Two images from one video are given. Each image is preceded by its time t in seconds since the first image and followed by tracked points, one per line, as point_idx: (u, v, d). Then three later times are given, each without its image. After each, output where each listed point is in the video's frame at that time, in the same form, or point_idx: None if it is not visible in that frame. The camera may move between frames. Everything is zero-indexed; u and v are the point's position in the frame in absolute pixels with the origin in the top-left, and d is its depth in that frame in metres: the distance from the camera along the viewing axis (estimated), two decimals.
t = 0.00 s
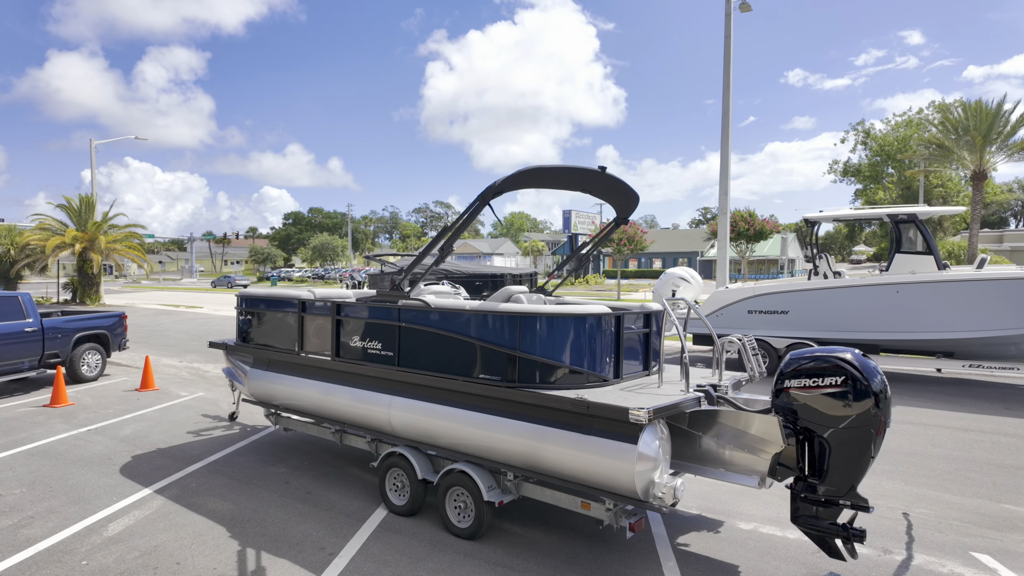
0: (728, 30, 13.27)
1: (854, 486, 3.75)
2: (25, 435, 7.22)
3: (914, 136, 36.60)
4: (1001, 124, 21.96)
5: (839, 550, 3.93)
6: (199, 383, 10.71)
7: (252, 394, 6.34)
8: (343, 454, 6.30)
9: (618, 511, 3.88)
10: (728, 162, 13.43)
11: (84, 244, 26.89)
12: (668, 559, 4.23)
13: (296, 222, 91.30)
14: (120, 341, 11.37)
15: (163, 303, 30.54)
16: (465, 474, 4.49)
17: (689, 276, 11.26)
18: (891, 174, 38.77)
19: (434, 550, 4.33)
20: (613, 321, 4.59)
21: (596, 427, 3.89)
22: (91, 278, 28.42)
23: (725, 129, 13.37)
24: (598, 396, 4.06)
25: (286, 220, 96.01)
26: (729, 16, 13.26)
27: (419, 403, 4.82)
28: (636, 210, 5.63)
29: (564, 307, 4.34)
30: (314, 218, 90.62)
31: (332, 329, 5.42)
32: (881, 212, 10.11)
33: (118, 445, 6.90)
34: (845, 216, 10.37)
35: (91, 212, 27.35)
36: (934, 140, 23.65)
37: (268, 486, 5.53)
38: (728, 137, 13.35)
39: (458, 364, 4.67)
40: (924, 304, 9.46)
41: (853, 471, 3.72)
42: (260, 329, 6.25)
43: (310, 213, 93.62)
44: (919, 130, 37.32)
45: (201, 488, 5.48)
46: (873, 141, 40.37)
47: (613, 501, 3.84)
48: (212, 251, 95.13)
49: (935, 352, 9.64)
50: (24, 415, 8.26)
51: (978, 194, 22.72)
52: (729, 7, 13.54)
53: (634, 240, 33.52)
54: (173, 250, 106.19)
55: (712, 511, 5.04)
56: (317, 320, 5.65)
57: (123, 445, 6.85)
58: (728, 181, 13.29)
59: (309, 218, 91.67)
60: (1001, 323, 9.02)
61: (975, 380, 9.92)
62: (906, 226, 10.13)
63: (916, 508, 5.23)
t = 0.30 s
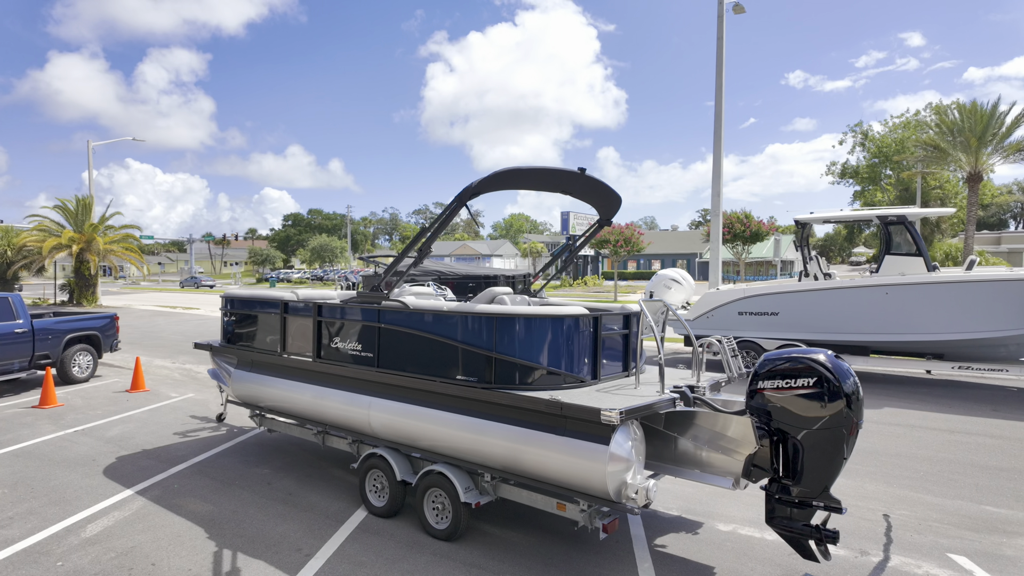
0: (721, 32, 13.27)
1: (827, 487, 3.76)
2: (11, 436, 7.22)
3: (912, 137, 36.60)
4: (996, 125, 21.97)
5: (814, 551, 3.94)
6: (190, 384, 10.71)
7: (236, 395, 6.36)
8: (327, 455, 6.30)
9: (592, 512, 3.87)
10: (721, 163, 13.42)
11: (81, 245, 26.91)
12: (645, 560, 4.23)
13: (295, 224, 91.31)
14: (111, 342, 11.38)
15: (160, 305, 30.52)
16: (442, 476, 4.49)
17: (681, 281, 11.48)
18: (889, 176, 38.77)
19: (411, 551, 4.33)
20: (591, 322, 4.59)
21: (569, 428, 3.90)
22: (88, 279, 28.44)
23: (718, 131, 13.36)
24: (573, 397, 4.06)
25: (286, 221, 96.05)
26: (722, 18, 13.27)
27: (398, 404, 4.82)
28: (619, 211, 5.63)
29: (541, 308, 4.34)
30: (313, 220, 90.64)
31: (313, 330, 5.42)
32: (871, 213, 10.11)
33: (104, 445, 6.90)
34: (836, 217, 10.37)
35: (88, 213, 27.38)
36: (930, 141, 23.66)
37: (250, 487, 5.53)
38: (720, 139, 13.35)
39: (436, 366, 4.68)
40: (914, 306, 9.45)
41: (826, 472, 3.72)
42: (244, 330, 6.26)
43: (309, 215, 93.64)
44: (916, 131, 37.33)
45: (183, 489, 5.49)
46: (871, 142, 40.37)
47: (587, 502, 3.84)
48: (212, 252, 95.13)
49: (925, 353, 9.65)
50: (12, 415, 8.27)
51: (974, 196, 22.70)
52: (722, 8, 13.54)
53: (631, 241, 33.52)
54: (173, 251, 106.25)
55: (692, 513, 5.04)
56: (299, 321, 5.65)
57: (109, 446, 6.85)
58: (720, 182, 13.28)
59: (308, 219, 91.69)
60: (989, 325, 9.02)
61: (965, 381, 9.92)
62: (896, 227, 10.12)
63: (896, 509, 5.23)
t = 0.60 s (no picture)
0: (714, 32, 13.26)
1: (799, 488, 3.76)
2: None
3: (911, 138, 36.55)
4: (993, 126, 21.93)
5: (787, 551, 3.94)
6: (182, 385, 10.73)
7: (221, 395, 6.38)
8: (311, 456, 6.31)
9: (564, 512, 3.87)
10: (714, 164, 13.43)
11: (79, 246, 26.99)
12: (620, 560, 4.24)
13: (296, 225, 91.47)
14: (104, 343, 11.40)
15: (159, 305, 30.57)
16: (419, 476, 4.49)
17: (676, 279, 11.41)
18: (889, 177, 38.71)
19: (386, 551, 4.34)
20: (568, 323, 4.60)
21: (541, 428, 3.90)
22: (87, 280, 28.52)
23: (711, 131, 13.36)
24: (547, 397, 4.06)
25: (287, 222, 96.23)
26: (715, 18, 13.26)
27: (376, 405, 4.83)
28: (601, 212, 5.63)
29: (518, 309, 4.34)
30: (314, 221, 90.76)
31: (294, 331, 5.44)
32: (861, 214, 10.10)
33: (90, 446, 6.91)
34: (826, 218, 10.38)
35: (86, 215, 27.50)
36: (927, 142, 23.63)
37: (231, 487, 5.54)
38: (713, 139, 13.34)
39: (412, 366, 4.68)
40: (904, 307, 9.41)
41: (797, 473, 3.72)
42: (228, 330, 6.28)
43: (310, 216, 93.76)
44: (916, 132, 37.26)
45: (164, 489, 5.50)
46: (871, 143, 40.32)
47: (559, 502, 3.84)
48: (213, 253, 95.30)
49: (916, 354, 9.63)
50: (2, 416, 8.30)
51: (971, 196, 22.65)
52: (715, 9, 13.54)
53: (630, 242, 33.48)
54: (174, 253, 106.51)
55: (671, 513, 5.04)
56: (281, 321, 5.66)
57: (95, 446, 6.87)
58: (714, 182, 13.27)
59: (309, 220, 91.83)
60: (979, 326, 9.00)
61: (957, 382, 9.90)
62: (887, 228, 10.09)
63: (876, 510, 5.22)
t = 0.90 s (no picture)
0: (709, 32, 13.26)
1: (774, 487, 3.76)
2: None
3: (912, 138, 36.45)
4: (993, 125, 21.88)
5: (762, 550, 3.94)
6: (177, 384, 10.78)
7: (208, 394, 6.41)
8: (298, 455, 6.34)
9: (541, 511, 3.87)
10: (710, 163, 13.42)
11: (81, 246, 27.13)
12: (598, 559, 4.25)
13: (299, 225, 91.63)
14: (100, 342, 11.44)
15: (160, 305, 30.70)
16: (399, 475, 4.50)
17: (669, 278, 11.56)
18: (890, 176, 38.61)
19: (366, 550, 4.35)
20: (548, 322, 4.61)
21: (517, 427, 3.91)
22: (88, 280, 28.67)
23: (707, 131, 13.36)
24: (524, 396, 4.07)
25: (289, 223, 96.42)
26: (710, 18, 13.27)
27: (358, 404, 4.85)
28: (586, 212, 5.64)
29: (497, 308, 4.35)
30: (317, 221, 90.93)
31: (278, 330, 5.47)
32: (854, 213, 10.10)
33: (81, 444, 6.95)
34: (820, 217, 10.37)
35: (87, 215, 27.69)
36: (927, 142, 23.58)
37: (217, 485, 5.57)
38: (709, 139, 13.34)
39: (392, 365, 4.69)
40: (897, 306, 9.37)
41: (772, 472, 3.73)
42: (215, 330, 6.31)
43: (312, 215, 93.91)
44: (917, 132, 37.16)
45: (150, 488, 5.53)
46: (872, 143, 40.23)
47: (535, 500, 3.84)
48: (216, 253, 95.60)
49: (908, 354, 9.60)
50: None
51: (971, 196, 22.58)
52: (710, 8, 13.53)
53: (630, 242, 33.45)
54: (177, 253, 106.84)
55: (654, 512, 5.05)
56: (266, 321, 5.69)
57: (85, 445, 6.91)
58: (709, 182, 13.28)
59: (311, 220, 91.99)
60: (971, 326, 8.98)
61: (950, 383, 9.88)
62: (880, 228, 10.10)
63: (860, 510, 5.22)
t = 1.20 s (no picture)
0: (708, 33, 13.27)
1: (750, 485, 3.81)
2: None
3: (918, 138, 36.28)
4: (997, 125, 21.78)
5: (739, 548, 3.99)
6: (178, 383, 10.91)
7: (203, 393, 6.51)
8: (291, 453, 6.42)
9: (520, 508, 3.92)
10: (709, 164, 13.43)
11: (88, 246, 27.43)
12: (579, 556, 4.30)
13: (305, 226, 92.06)
14: (103, 342, 11.58)
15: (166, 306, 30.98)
16: (384, 472, 4.57)
17: (666, 279, 11.73)
18: (896, 177, 38.43)
19: (351, 546, 4.42)
20: (531, 322, 4.67)
21: (497, 425, 3.97)
22: (95, 280, 28.98)
23: (705, 132, 13.38)
24: (505, 395, 4.13)
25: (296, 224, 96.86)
26: (709, 19, 13.29)
27: (346, 402, 4.93)
28: (574, 213, 5.68)
29: (481, 308, 4.41)
30: (323, 222, 91.37)
31: (270, 330, 5.55)
32: (851, 214, 10.10)
33: (79, 442, 7.06)
34: (817, 218, 10.37)
35: (95, 216, 28.01)
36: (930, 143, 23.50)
37: (210, 482, 5.65)
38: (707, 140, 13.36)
39: (378, 364, 4.76)
40: (893, 307, 9.35)
41: (749, 470, 3.77)
42: (210, 330, 6.41)
43: (318, 216, 94.33)
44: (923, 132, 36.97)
45: (144, 485, 5.63)
46: (878, 143, 40.05)
47: (515, 497, 3.90)
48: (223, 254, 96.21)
49: (904, 354, 9.59)
50: None
51: (975, 197, 22.48)
52: (709, 9, 13.55)
53: (633, 243, 33.46)
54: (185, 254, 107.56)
55: (638, 511, 5.10)
56: (258, 321, 5.78)
57: (83, 443, 7.02)
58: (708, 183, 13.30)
59: (318, 221, 92.42)
60: (967, 326, 8.95)
61: (947, 384, 9.87)
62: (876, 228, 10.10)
63: (845, 509, 5.25)
